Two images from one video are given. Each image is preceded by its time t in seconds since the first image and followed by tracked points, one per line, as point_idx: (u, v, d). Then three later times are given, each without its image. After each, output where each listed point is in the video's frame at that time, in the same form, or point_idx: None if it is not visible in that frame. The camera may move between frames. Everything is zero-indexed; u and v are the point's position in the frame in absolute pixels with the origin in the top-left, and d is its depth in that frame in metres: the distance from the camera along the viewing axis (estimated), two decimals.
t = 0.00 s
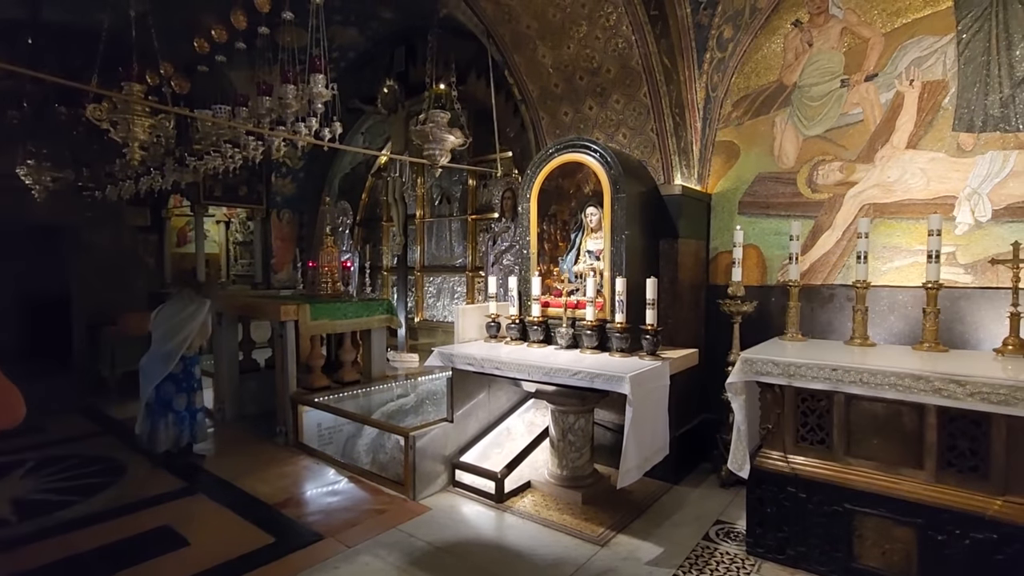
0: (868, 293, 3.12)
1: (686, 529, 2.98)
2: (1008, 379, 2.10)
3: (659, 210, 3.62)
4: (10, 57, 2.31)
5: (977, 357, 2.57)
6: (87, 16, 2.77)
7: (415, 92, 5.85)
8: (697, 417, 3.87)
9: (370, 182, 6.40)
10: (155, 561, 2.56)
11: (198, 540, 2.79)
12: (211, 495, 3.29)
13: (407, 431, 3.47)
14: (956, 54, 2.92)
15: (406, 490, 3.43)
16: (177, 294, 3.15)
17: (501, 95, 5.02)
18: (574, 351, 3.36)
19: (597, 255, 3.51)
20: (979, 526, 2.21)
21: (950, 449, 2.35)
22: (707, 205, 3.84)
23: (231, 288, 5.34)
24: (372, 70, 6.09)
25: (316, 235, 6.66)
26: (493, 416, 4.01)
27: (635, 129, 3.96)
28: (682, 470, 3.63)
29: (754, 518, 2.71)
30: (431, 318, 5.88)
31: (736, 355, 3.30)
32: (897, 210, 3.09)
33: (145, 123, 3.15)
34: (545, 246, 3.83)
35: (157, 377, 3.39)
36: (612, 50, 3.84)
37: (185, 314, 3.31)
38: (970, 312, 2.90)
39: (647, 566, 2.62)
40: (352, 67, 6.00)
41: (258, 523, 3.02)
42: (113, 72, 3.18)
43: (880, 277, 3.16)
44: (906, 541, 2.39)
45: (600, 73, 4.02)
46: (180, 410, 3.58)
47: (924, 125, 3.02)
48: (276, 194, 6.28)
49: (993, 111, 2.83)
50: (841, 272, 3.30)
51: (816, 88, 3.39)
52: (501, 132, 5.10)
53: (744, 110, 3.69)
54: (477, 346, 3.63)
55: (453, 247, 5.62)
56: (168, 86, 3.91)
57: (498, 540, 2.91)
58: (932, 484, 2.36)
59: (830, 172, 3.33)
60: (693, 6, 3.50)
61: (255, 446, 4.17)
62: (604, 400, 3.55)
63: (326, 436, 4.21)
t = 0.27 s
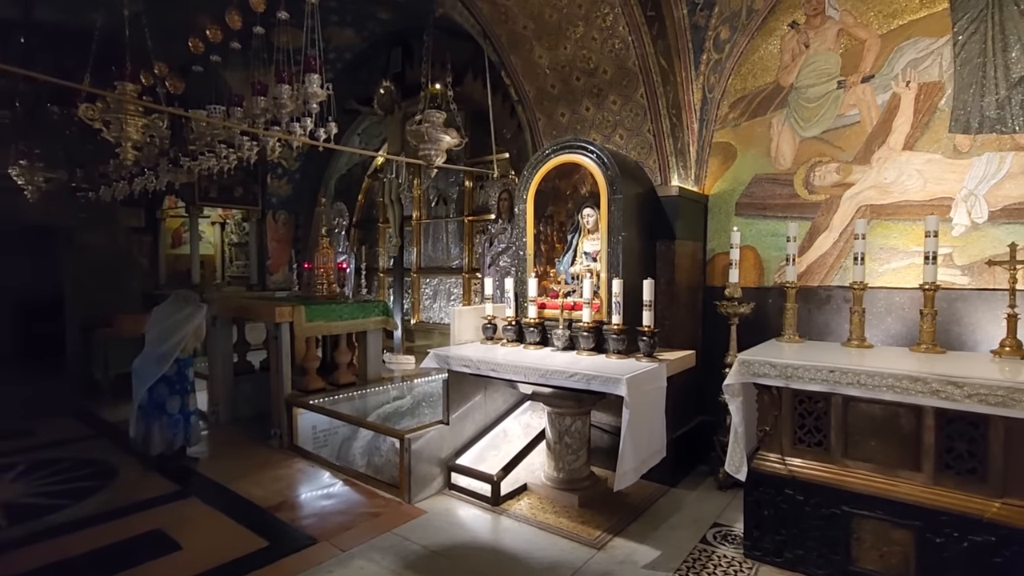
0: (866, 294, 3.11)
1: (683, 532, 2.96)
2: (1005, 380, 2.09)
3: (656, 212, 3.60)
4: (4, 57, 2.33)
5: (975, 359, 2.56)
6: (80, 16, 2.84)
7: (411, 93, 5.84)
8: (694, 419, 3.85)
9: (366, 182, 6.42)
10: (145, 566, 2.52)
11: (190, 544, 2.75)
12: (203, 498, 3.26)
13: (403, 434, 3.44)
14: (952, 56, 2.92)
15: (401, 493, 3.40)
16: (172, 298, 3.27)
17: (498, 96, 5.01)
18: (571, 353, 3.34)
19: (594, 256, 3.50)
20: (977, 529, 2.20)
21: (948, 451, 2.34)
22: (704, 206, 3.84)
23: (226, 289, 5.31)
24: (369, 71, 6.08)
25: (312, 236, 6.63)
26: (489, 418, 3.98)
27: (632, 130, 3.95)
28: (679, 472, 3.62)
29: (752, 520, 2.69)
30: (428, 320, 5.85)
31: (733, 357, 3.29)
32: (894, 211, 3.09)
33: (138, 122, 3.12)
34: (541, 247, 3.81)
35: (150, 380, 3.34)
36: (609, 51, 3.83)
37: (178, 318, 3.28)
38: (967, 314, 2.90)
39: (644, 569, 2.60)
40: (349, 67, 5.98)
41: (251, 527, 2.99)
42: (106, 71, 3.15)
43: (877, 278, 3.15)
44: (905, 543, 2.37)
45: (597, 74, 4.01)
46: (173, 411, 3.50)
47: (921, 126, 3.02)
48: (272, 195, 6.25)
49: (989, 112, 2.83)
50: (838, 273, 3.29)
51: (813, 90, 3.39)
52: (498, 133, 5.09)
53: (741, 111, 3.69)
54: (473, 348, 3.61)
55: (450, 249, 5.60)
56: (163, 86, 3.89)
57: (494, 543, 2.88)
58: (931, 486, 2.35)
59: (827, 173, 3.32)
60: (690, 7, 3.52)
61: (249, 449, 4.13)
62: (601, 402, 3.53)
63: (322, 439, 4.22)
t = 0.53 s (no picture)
0: (859, 296, 3.13)
1: (677, 534, 2.96)
2: (997, 382, 2.10)
3: (651, 213, 3.61)
4: None
5: (967, 361, 2.57)
6: (70, 16, 2.83)
7: (406, 95, 5.84)
8: (688, 421, 3.86)
9: (362, 184, 6.42)
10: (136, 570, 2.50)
11: (182, 548, 2.73)
12: (195, 502, 3.23)
13: (397, 436, 3.43)
14: (944, 59, 2.94)
15: (395, 496, 3.38)
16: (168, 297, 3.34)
17: (493, 97, 5.01)
18: (565, 355, 3.34)
19: (589, 258, 3.49)
20: (970, 530, 2.21)
21: (941, 452, 2.34)
22: (698, 208, 3.85)
23: (220, 291, 5.29)
24: (364, 72, 6.07)
25: (306, 238, 6.61)
26: (484, 420, 3.97)
27: (626, 132, 3.95)
28: (673, 474, 3.62)
29: (746, 522, 2.69)
30: (423, 321, 5.84)
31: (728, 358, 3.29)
32: (887, 214, 3.11)
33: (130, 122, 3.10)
34: (536, 249, 3.81)
35: (142, 381, 3.32)
36: (603, 53, 3.83)
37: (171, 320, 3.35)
38: (959, 315, 2.91)
39: (638, 572, 2.60)
40: (344, 68, 5.97)
41: (243, 530, 2.96)
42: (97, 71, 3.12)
43: (870, 280, 3.17)
44: (898, 545, 2.38)
45: (591, 76, 4.01)
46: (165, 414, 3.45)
47: (913, 129, 3.03)
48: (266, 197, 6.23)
49: (981, 115, 2.84)
50: (831, 275, 3.31)
51: (806, 92, 3.41)
52: (493, 135, 5.09)
53: (734, 114, 3.70)
54: (467, 350, 3.60)
55: (444, 251, 5.60)
56: (155, 86, 3.87)
57: (488, 546, 2.87)
58: (924, 487, 2.35)
59: (820, 176, 3.34)
60: (684, 10, 3.52)
61: (241, 452, 4.10)
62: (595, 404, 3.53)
63: (315, 441, 4.15)
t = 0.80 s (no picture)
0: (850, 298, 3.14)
1: (670, 535, 2.96)
2: (986, 383, 2.12)
3: (644, 215, 3.62)
4: None
5: (957, 362, 2.59)
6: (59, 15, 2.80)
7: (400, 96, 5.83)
8: (682, 422, 3.86)
9: (355, 185, 6.37)
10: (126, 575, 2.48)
11: (172, 551, 2.71)
12: (185, 505, 3.20)
13: (389, 438, 3.41)
14: (934, 63, 2.97)
15: (388, 498, 3.37)
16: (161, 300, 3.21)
17: (487, 99, 5.01)
18: (559, 357, 3.34)
19: (582, 260, 3.49)
20: (960, 531, 2.22)
21: (931, 453, 2.36)
22: (691, 210, 3.86)
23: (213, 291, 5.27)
24: (357, 73, 6.06)
25: (300, 239, 6.58)
26: (477, 422, 3.96)
27: (620, 133, 3.95)
28: (667, 476, 3.62)
29: (738, 524, 2.69)
30: (417, 323, 5.83)
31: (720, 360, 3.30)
32: (878, 216, 3.13)
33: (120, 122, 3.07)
34: (530, 250, 3.81)
35: (133, 381, 3.29)
36: (596, 55, 3.84)
37: (162, 324, 3.26)
38: (949, 317, 2.93)
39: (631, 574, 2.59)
40: (337, 69, 5.95)
41: (234, 533, 2.94)
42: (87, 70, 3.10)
43: (861, 282, 3.18)
44: (889, 546, 2.39)
45: (585, 78, 4.01)
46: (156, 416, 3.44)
47: (904, 132, 3.05)
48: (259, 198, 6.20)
49: (970, 118, 2.87)
50: (823, 277, 3.32)
51: (798, 95, 3.42)
52: (487, 136, 5.09)
53: (727, 116, 3.71)
54: (460, 352, 3.59)
55: (438, 252, 5.58)
56: (147, 87, 3.84)
57: (481, 548, 2.86)
58: (914, 488, 2.36)
59: (812, 178, 3.35)
60: (677, 12, 3.53)
61: (233, 454, 4.07)
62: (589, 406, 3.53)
63: (308, 443, 4.14)
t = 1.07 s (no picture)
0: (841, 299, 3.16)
1: (663, 537, 2.96)
2: (975, 384, 2.13)
3: (637, 216, 3.62)
4: None
5: (947, 363, 2.60)
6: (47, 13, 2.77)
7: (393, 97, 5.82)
8: (675, 423, 3.86)
9: (348, 186, 6.37)
10: None
11: (161, 555, 2.68)
12: (174, 508, 3.17)
13: (382, 440, 3.40)
14: (924, 66, 2.99)
15: (380, 501, 3.35)
16: (153, 303, 3.23)
17: (481, 100, 5.00)
18: (551, 358, 3.33)
19: (575, 261, 3.48)
20: (950, 531, 2.23)
21: (921, 454, 2.37)
22: (684, 212, 3.87)
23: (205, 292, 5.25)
24: (351, 74, 6.04)
25: (293, 240, 6.55)
26: (470, 423, 3.95)
27: (613, 135, 3.96)
28: (660, 477, 3.62)
29: (730, 525, 2.69)
30: (410, 324, 5.81)
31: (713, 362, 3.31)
32: (868, 218, 3.14)
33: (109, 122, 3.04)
34: (523, 251, 3.80)
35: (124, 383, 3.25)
36: (589, 56, 3.84)
37: (154, 326, 3.25)
38: (939, 318, 2.95)
39: None
40: (331, 69, 5.93)
41: (223, 536, 2.92)
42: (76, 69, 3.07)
43: (853, 284, 3.20)
44: (879, 546, 2.40)
45: (578, 79, 4.02)
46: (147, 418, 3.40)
47: (894, 134, 3.07)
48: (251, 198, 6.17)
49: (959, 121, 2.89)
50: (814, 279, 3.34)
51: (790, 97, 3.44)
52: (481, 137, 5.09)
53: (720, 118, 3.73)
54: (453, 353, 3.58)
55: (432, 253, 5.57)
56: (137, 86, 3.81)
57: (474, 550, 2.85)
58: (905, 489, 2.37)
59: (804, 180, 3.37)
60: (670, 14, 3.53)
61: (224, 456, 4.04)
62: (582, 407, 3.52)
63: (300, 445, 4.11)
